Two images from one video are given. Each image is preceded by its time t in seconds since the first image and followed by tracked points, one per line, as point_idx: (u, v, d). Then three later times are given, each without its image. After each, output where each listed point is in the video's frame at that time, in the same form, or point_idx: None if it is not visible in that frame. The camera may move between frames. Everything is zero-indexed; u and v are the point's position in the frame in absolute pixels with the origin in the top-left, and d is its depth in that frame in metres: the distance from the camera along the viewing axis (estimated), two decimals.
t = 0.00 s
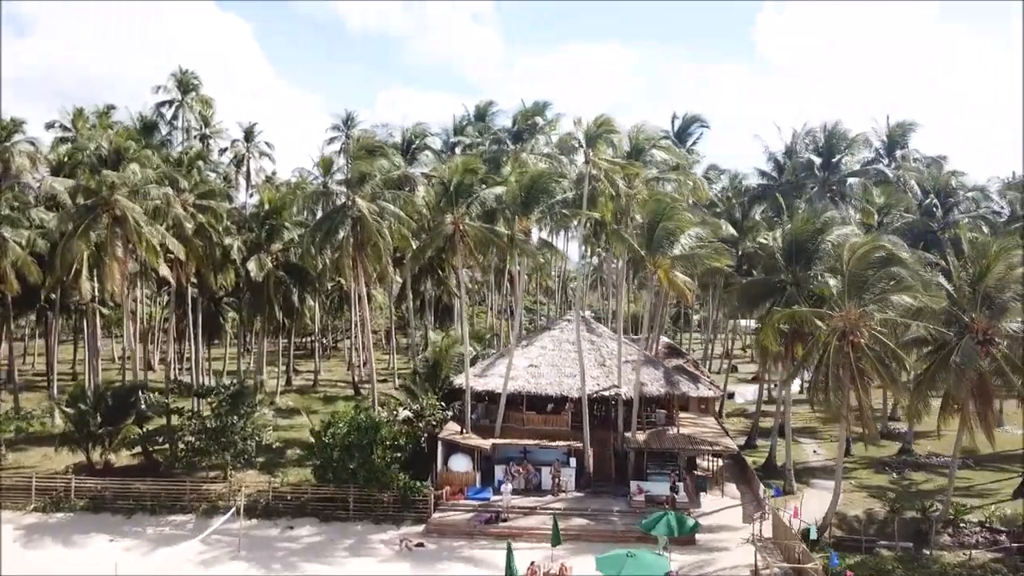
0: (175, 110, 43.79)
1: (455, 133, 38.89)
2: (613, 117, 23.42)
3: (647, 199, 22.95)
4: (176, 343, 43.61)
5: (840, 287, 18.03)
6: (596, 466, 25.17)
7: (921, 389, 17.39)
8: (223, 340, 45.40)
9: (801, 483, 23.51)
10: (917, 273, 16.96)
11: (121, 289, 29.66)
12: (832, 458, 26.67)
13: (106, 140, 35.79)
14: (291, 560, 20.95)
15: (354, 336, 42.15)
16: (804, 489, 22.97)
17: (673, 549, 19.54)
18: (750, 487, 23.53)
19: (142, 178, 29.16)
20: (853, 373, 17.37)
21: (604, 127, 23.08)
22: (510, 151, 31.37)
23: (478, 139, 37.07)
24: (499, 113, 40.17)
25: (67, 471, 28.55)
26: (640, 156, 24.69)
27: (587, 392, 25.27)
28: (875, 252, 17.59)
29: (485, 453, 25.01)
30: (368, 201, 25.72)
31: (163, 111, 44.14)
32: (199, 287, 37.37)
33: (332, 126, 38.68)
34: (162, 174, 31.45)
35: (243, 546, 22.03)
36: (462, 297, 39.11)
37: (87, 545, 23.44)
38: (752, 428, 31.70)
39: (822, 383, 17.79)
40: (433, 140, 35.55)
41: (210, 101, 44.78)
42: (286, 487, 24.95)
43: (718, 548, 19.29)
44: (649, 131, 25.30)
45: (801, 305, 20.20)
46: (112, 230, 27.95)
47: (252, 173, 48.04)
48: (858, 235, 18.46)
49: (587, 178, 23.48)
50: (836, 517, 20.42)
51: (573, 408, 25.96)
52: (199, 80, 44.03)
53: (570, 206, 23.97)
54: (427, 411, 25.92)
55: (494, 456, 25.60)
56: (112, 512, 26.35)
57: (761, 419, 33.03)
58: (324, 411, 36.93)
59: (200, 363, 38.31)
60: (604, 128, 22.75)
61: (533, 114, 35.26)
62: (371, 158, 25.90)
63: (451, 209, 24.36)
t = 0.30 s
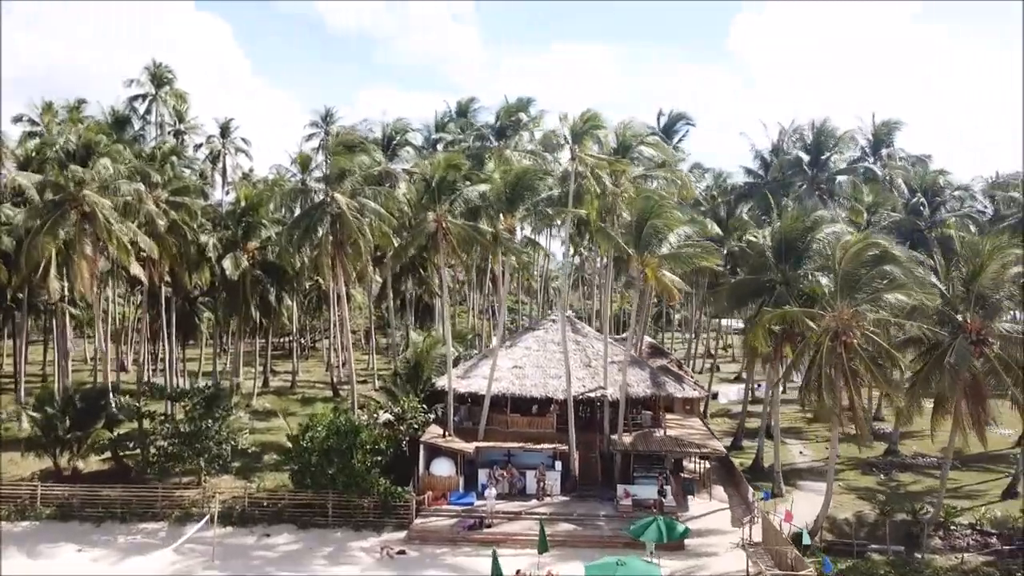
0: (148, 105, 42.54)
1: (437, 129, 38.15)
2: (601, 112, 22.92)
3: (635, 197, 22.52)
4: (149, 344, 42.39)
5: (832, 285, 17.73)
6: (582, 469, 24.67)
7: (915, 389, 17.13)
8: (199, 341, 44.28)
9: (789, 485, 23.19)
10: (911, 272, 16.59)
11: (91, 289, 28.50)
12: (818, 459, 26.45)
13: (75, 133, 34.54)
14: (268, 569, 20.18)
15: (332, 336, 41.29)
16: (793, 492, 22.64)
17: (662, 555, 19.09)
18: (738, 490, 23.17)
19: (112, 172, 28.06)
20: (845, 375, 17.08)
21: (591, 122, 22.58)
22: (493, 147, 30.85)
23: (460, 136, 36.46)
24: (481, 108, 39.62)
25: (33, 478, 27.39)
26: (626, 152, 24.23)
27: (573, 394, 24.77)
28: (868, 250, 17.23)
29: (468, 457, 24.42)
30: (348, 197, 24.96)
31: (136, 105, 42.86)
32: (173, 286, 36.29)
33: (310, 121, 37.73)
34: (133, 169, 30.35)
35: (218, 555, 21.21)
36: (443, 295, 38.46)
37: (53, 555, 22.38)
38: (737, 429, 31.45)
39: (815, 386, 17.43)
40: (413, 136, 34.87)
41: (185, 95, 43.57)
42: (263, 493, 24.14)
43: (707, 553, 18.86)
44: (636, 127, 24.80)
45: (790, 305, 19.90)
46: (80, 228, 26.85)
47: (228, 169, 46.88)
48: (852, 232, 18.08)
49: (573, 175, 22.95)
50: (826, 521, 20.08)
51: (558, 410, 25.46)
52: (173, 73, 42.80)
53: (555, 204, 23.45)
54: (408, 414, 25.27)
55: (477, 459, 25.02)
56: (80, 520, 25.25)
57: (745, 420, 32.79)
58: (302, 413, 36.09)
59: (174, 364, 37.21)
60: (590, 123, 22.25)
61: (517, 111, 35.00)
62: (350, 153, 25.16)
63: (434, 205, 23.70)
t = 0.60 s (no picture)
0: (114, 97, 41.13)
1: (414, 125, 37.34)
2: (584, 106, 22.33)
3: (620, 194, 22.10)
4: (115, 344, 40.91)
5: (823, 284, 17.36)
6: (565, 473, 24.12)
7: (907, 391, 16.84)
8: (167, 342, 42.92)
9: (774, 488, 22.87)
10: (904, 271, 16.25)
11: (52, 289, 27.20)
12: (801, 460, 26.24)
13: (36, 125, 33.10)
14: None
15: (307, 336, 40.36)
16: (778, 495, 22.30)
17: (649, 561, 18.58)
18: (723, 493, 22.79)
19: (74, 166, 26.80)
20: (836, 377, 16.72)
21: (575, 116, 21.98)
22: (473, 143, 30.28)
23: (438, 132, 35.80)
24: (460, 104, 38.98)
25: None
26: (609, 148, 23.60)
27: (555, 396, 24.21)
28: (859, 248, 16.88)
29: (447, 461, 23.73)
30: (324, 193, 24.12)
31: (102, 98, 41.42)
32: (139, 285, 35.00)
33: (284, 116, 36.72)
34: (98, 162, 29.11)
35: (186, 567, 20.19)
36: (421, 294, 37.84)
37: (11, 568, 20.93)
38: (718, 429, 31.23)
39: (806, 388, 17.02)
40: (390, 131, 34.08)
41: (153, 88, 42.20)
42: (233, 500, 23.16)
43: (696, 559, 18.39)
44: (620, 124, 24.24)
45: (778, 304, 19.58)
46: (40, 224, 25.56)
47: (199, 165, 45.56)
48: (842, 230, 17.72)
49: (556, 171, 22.37)
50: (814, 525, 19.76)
51: (540, 413, 24.90)
52: (141, 65, 41.42)
53: (538, 202, 22.88)
54: (386, 417, 24.47)
55: (457, 463, 24.33)
56: (38, 530, 23.85)
57: (725, 420, 32.60)
58: (275, 416, 35.11)
59: (140, 366, 35.88)
60: (574, 117, 21.70)
61: (497, 106, 34.65)
62: (326, 148, 24.30)
63: (413, 202, 22.93)
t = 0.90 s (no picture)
0: (90, 92, 40.05)
1: (399, 122, 36.69)
2: (574, 101, 21.83)
3: (612, 192, 21.66)
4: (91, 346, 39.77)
5: (820, 282, 17.00)
6: (555, 477, 23.60)
7: (905, 392, 16.53)
8: (145, 343, 41.86)
9: (767, 491, 22.51)
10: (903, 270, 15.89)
11: (23, 289, 26.18)
12: (792, 462, 25.97)
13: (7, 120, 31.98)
14: None
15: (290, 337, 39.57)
16: (772, 498, 21.95)
17: (643, 568, 18.12)
18: (716, 496, 22.42)
19: (46, 162, 25.81)
20: (834, 378, 16.36)
21: (565, 112, 21.44)
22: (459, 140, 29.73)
23: (423, 129, 35.23)
24: (445, 100, 38.43)
25: None
26: (599, 144, 23.27)
27: (545, 399, 23.68)
28: (857, 246, 16.54)
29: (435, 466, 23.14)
30: (306, 190, 23.40)
31: (77, 92, 40.32)
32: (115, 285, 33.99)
33: (265, 112, 35.91)
34: (71, 158, 28.12)
35: None
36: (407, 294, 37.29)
37: None
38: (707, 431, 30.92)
39: (803, 390, 16.63)
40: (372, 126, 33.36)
41: (130, 82, 41.17)
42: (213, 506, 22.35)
43: (691, 566, 17.96)
44: (610, 120, 23.87)
45: (772, 305, 19.20)
46: (11, 221, 24.56)
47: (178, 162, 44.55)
48: (838, 227, 17.36)
49: (546, 168, 21.83)
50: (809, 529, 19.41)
51: (529, 416, 24.36)
52: (118, 59, 40.38)
53: (527, 200, 22.34)
54: (371, 421, 23.89)
55: (444, 468, 23.75)
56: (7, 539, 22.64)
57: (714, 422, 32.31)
58: (257, 419, 34.33)
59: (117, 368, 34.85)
60: (565, 112, 21.18)
61: (483, 102, 34.13)
62: (309, 143, 23.58)
63: (398, 199, 22.31)
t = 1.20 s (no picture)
0: (63, 86, 38.87)
1: (383, 118, 35.92)
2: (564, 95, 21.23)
3: (604, 189, 21.14)
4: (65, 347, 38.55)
5: (820, 282, 16.62)
6: (544, 482, 23.03)
7: (904, 394, 16.18)
8: (121, 344, 40.70)
9: (760, 495, 22.10)
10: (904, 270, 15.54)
11: None
12: (783, 465, 25.63)
13: None
14: None
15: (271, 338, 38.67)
16: (765, 503, 21.53)
17: None
18: (708, 501, 21.97)
19: (14, 156, 24.75)
20: (833, 380, 15.96)
21: (555, 106, 20.85)
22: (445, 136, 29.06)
23: (408, 125, 34.53)
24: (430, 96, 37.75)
25: None
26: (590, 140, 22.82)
27: (534, 402, 23.09)
28: (857, 246, 16.17)
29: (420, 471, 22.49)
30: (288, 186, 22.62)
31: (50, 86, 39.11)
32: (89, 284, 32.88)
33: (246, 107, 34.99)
34: (42, 153, 27.05)
35: None
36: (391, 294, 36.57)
37: None
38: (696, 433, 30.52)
39: (801, 392, 16.20)
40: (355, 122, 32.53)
41: (105, 76, 40.02)
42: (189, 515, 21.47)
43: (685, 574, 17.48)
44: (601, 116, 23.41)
45: (768, 305, 18.76)
46: None
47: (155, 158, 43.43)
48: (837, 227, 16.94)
49: (535, 165, 21.22)
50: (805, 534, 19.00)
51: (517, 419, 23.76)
52: (92, 52, 39.22)
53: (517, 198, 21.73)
54: (354, 425, 23.18)
55: (430, 473, 23.09)
56: None
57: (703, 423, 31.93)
58: (237, 422, 33.43)
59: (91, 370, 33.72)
60: (556, 107, 20.62)
61: (469, 97, 33.48)
62: (291, 138, 22.79)
63: (383, 196, 21.63)
